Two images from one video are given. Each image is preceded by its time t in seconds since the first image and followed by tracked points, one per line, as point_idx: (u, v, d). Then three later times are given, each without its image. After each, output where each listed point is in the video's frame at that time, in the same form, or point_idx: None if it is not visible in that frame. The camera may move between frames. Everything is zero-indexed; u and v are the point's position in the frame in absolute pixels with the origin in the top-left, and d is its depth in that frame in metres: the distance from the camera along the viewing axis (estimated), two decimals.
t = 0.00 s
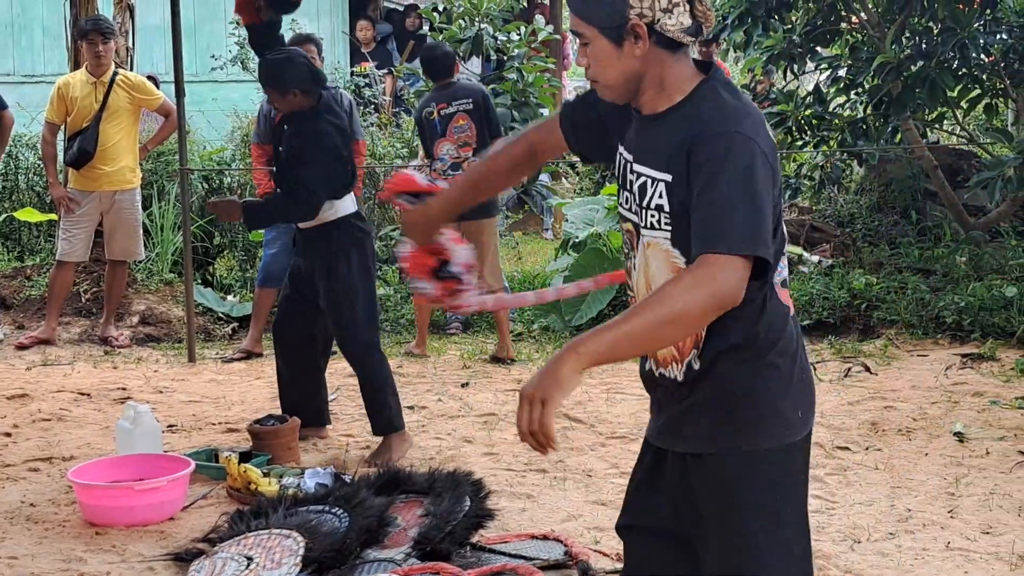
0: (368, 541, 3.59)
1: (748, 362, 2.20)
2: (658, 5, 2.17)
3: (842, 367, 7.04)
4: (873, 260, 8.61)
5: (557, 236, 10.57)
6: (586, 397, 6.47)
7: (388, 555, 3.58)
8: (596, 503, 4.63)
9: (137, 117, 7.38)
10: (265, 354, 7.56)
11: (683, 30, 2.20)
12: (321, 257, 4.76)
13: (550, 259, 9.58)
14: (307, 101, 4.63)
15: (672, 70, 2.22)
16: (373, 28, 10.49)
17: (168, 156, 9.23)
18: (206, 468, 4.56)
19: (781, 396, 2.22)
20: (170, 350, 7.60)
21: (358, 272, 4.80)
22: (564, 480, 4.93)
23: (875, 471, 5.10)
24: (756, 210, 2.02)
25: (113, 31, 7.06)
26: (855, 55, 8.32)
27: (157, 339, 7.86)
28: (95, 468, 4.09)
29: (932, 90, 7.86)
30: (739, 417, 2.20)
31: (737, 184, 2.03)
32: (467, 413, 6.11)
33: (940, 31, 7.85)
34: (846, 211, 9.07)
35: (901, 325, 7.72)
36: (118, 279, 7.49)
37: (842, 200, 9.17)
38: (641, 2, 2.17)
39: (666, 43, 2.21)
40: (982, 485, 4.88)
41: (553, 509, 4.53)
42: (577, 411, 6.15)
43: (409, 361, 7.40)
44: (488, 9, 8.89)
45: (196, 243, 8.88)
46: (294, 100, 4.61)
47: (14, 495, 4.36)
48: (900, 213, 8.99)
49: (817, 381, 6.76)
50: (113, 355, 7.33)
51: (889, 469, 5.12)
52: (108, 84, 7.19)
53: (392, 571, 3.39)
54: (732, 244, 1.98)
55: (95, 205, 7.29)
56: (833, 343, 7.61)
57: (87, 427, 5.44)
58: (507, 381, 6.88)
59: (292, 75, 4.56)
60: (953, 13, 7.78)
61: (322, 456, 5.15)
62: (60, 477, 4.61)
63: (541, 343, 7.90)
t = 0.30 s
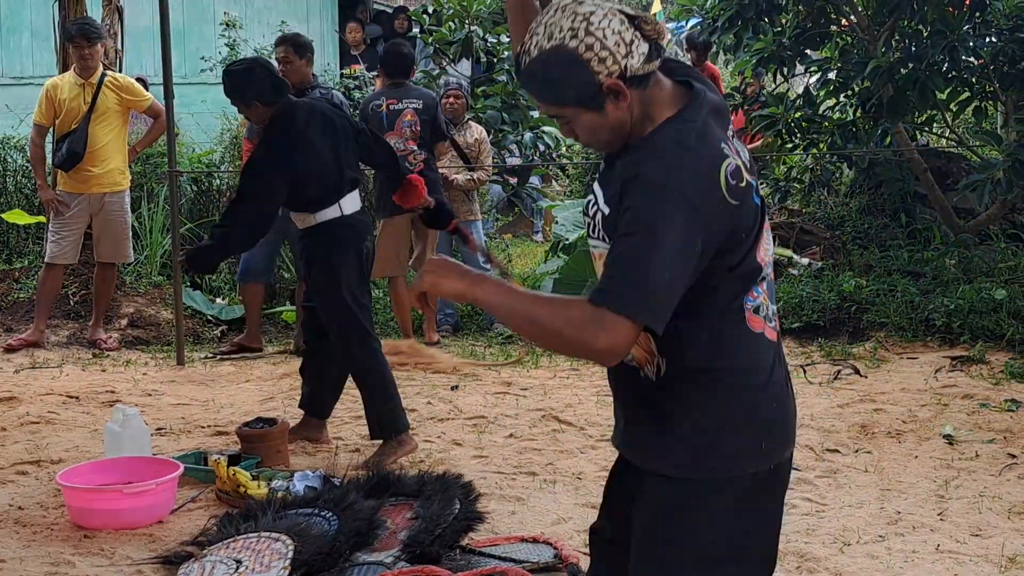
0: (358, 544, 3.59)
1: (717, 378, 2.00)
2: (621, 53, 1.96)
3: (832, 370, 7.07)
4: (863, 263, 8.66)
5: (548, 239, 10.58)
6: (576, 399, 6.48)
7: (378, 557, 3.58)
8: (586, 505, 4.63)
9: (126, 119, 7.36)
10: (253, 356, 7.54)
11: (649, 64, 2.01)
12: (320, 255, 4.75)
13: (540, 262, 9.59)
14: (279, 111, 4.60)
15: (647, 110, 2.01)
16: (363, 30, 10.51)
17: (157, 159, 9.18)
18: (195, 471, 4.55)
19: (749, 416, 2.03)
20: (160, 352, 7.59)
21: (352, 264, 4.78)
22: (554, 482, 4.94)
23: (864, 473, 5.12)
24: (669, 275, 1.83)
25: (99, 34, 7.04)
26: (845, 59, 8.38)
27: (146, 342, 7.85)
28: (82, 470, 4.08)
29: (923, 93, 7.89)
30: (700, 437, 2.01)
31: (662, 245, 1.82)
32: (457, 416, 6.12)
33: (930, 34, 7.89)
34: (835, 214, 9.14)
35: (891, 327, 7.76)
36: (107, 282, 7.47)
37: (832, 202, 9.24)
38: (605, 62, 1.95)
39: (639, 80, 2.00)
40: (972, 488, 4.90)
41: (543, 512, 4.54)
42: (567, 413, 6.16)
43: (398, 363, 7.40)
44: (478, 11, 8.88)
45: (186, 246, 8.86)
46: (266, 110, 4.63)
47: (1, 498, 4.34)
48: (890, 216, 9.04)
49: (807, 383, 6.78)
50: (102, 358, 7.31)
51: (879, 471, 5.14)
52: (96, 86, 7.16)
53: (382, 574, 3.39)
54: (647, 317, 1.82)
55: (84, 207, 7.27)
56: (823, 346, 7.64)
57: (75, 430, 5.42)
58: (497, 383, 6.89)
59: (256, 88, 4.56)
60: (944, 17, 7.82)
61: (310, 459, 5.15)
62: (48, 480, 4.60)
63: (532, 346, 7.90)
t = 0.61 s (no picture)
0: (351, 544, 3.59)
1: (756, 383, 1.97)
2: (602, 56, 2.03)
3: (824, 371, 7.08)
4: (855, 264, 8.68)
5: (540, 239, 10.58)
6: (569, 400, 6.49)
7: (370, 558, 3.58)
8: (578, 506, 4.63)
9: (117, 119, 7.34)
10: (245, 358, 7.53)
11: (634, 66, 2.05)
12: (323, 261, 4.76)
13: (533, 264, 9.59)
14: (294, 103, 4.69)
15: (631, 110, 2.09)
16: (355, 31, 10.50)
17: (150, 160, 9.01)
18: (187, 472, 4.55)
19: (801, 411, 1.96)
20: (153, 353, 7.58)
21: (353, 273, 4.80)
22: (547, 483, 4.94)
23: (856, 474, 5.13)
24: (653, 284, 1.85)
25: (90, 34, 7.04)
26: (838, 60, 8.38)
27: (139, 343, 7.83)
28: (74, 471, 4.07)
29: (914, 93, 7.91)
30: (755, 438, 1.97)
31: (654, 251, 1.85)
32: (449, 417, 6.12)
33: (922, 35, 7.90)
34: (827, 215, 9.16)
35: (883, 328, 7.78)
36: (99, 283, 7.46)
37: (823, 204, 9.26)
38: (582, 64, 2.04)
39: (622, 83, 2.06)
40: (964, 488, 4.91)
41: (536, 512, 4.54)
42: (560, 414, 6.16)
43: (391, 364, 7.39)
44: (470, 11, 8.92)
45: (178, 247, 8.86)
46: (279, 99, 4.70)
47: None
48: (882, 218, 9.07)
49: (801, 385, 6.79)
50: (95, 359, 7.29)
51: (871, 471, 5.16)
52: (87, 86, 7.15)
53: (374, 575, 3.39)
54: (653, 302, 1.84)
55: (76, 208, 7.25)
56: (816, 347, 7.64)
57: (68, 431, 5.40)
58: (490, 385, 6.89)
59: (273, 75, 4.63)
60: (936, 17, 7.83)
61: (303, 459, 5.15)
62: (40, 481, 4.59)
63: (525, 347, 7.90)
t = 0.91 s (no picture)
0: (337, 546, 3.58)
1: (804, 398, 2.04)
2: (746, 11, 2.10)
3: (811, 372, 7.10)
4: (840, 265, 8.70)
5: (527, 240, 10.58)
6: (557, 401, 6.49)
7: (357, 559, 3.59)
8: (565, 507, 4.64)
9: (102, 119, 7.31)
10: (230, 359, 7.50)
11: (771, 41, 2.11)
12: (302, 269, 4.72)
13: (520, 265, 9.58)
14: (293, 102, 4.71)
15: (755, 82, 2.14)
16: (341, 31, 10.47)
17: (135, 160, 9.07)
18: (174, 473, 4.54)
19: (842, 430, 2.00)
20: (138, 355, 7.54)
21: (332, 280, 4.78)
22: (535, 484, 4.95)
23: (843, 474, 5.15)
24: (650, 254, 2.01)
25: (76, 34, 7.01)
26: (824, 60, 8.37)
27: (124, 345, 7.80)
28: (59, 473, 4.05)
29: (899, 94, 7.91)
30: (796, 452, 2.05)
31: (651, 228, 2.01)
32: (437, 418, 6.11)
33: (907, 36, 7.91)
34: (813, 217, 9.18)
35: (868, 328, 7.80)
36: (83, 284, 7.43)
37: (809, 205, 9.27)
38: (726, 7, 2.10)
39: (753, 51, 2.13)
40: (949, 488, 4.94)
41: (524, 513, 4.55)
42: (547, 416, 6.15)
43: (377, 365, 7.37)
44: (457, 11, 8.93)
45: (164, 247, 8.82)
46: (280, 93, 4.72)
47: None
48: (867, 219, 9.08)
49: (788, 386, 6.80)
50: (79, 360, 7.26)
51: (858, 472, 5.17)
52: (72, 87, 7.12)
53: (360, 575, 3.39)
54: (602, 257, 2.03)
55: (61, 208, 7.22)
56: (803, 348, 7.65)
57: (54, 433, 5.38)
58: (476, 386, 6.88)
59: (276, 68, 4.68)
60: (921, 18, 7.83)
61: (291, 461, 5.14)
62: (27, 483, 4.57)
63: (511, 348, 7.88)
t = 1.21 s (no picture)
0: (321, 546, 3.58)
1: (867, 395, 2.01)
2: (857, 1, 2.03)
3: (795, 372, 7.14)
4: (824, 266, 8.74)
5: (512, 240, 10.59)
6: (543, 401, 6.50)
7: (341, 559, 3.58)
8: (551, 507, 4.65)
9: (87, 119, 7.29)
10: (214, 359, 7.49)
11: (874, 35, 2.05)
12: (290, 267, 4.73)
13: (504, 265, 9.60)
14: (289, 102, 4.73)
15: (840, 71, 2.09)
16: (326, 31, 10.46)
17: (120, 160, 9.15)
18: (158, 474, 4.53)
19: (903, 429, 1.98)
20: (122, 355, 7.52)
21: (321, 278, 4.78)
22: (521, 484, 4.96)
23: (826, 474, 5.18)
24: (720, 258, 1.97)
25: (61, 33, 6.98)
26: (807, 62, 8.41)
27: (109, 345, 7.77)
28: (43, 473, 4.04)
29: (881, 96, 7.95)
30: (854, 453, 2.02)
31: (718, 237, 1.97)
32: (423, 418, 6.11)
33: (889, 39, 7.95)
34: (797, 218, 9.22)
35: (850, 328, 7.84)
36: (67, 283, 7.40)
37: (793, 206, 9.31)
38: None
39: (850, 40, 2.07)
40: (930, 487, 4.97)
41: (509, 513, 4.56)
42: (532, 416, 6.16)
43: (363, 365, 7.37)
44: (442, 11, 8.95)
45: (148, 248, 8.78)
46: (274, 90, 4.72)
47: None
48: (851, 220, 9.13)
49: (771, 386, 6.83)
50: (63, 360, 7.23)
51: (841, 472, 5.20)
52: (56, 86, 7.09)
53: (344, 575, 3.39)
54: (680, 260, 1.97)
55: (44, 207, 7.19)
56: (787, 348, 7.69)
57: (38, 433, 5.36)
58: (461, 386, 6.88)
59: (277, 61, 4.65)
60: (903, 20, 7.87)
61: (276, 461, 5.13)
62: (10, 483, 4.55)
63: (496, 347, 7.90)
